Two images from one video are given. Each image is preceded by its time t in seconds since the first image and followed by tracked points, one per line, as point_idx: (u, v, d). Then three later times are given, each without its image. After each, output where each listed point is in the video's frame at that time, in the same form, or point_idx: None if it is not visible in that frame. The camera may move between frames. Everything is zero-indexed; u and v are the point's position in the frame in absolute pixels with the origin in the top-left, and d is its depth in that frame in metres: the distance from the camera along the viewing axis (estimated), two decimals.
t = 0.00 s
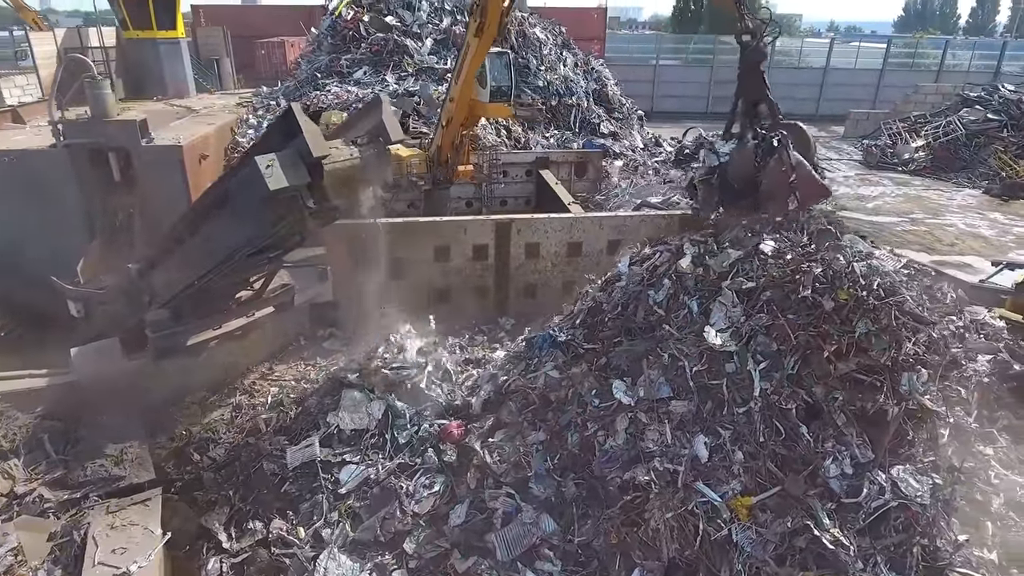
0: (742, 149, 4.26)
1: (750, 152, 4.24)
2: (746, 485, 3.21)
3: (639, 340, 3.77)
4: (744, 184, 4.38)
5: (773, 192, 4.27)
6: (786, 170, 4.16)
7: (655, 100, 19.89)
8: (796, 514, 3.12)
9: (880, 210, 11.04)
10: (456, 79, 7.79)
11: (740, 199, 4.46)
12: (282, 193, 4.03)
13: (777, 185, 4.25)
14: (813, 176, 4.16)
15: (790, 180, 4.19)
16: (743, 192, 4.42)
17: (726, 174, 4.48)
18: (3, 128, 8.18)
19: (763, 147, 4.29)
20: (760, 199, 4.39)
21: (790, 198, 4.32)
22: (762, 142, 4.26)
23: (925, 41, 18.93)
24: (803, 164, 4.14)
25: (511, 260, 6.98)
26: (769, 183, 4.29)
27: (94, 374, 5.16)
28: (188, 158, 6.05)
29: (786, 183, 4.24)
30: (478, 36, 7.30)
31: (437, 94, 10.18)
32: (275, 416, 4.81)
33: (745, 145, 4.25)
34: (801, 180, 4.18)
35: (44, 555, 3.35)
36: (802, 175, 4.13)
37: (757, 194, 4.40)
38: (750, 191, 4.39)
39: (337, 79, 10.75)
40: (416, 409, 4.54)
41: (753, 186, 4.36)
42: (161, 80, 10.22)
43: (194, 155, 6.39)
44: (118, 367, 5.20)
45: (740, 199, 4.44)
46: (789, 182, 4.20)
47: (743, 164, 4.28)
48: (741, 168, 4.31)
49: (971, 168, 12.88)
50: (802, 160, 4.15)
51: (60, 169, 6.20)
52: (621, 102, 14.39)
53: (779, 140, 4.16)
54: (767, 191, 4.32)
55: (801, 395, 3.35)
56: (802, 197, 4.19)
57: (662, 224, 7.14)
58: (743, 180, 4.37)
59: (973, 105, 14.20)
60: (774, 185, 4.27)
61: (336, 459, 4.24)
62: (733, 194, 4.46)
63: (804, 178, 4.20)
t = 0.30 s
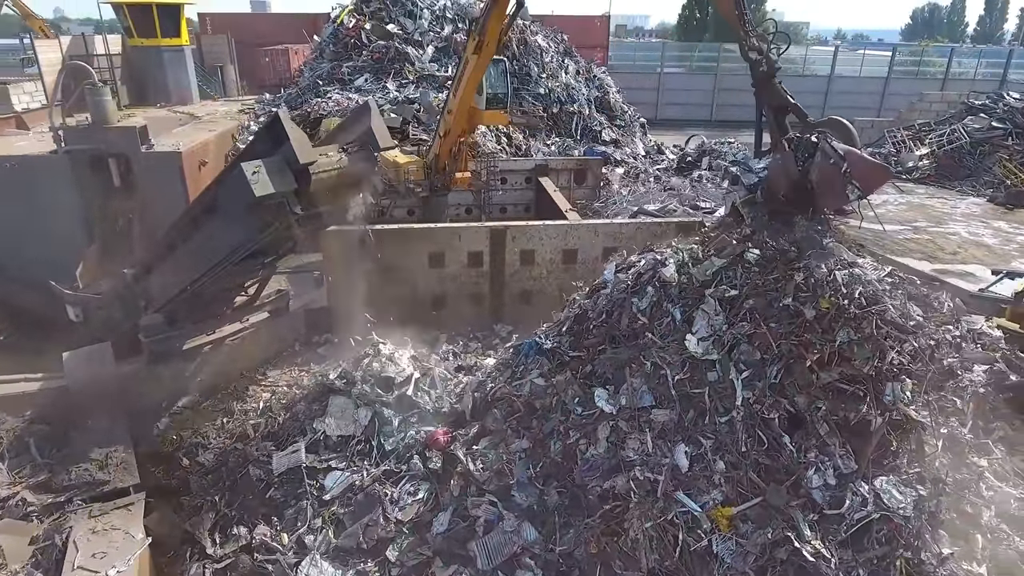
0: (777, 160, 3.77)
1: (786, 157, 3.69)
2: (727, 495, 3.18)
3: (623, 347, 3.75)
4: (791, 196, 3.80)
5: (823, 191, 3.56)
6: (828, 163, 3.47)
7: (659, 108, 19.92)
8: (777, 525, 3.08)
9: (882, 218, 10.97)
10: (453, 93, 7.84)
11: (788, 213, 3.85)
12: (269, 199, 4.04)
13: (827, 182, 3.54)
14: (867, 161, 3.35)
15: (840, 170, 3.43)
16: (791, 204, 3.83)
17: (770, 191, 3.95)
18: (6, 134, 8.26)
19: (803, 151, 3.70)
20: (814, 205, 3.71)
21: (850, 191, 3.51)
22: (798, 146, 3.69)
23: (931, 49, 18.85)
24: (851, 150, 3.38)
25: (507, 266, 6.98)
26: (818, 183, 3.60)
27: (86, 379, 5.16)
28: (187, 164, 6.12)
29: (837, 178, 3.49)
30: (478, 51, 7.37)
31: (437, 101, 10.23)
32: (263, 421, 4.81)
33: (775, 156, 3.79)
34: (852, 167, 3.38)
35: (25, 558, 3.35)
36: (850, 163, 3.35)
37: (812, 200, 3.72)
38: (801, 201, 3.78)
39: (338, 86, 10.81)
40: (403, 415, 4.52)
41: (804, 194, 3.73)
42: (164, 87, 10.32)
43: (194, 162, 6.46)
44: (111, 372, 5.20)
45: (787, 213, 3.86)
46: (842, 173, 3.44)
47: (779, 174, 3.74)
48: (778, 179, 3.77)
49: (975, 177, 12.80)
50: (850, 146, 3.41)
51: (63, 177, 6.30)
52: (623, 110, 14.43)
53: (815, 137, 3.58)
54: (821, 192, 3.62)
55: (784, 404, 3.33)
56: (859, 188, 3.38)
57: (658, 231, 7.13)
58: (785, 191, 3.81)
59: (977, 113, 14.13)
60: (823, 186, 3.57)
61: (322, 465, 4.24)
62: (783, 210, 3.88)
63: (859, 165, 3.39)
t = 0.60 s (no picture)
0: (802, 185, 3.64)
1: (813, 179, 3.57)
2: (714, 507, 3.13)
3: (613, 356, 3.73)
4: (823, 218, 3.62)
5: (856, 206, 3.43)
6: (859, 176, 3.34)
7: (672, 115, 19.85)
8: (765, 538, 3.02)
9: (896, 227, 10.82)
10: (462, 101, 7.85)
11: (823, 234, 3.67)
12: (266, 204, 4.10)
13: (860, 198, 3.40)
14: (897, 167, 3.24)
15: (873, 182, 3.31)
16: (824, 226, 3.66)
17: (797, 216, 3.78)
18: (23, 140, 8.44)
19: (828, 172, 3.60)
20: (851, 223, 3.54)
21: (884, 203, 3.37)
22: (824, 167, 3.59)
23: (950, 56, 18.59)
24: (880, 160, 3.29)
25: (510, 273, 6.97)
26: (850, 200, 3.46)
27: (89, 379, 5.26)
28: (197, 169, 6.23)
29: (869, 191, 3.36)
30: (487, 65, 7.49)
31: (446, 108, 10.30)
32: (260, 425, 4.84)
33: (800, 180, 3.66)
34: (885, 177, 3.27)
35: (18, 556, 3.40)
36: (882, 172, 3.24)
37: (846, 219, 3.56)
38: (834, 223, 3.60)
39: (349, 93, 10.90)
40: (398, 419, 4.52)
41: (837, 214, 3.56)
42: (179, 93, 10.50)
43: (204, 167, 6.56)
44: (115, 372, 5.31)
45: (821, 237, 3.68)
46: (875, 186, 3.32)
47: (808, 195, 3.59)
48: (807, 201, 3.61)
49: (992, 186, 12.59)
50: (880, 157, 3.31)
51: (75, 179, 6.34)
52: (634, 117, 14.42)
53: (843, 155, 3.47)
54: (856, 207, 3.46)
55: (774, 416, 3.30)
56: (897, 197, 3.26)
57: (662, 239, 7.09)
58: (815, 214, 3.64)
59: (995, 122, 13.92)
60: (858, 201, 3.42)
61: (315, 469, 4.26)
62: (816, 235, 3.70)
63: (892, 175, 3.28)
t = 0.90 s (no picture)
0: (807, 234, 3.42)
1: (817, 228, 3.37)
2: (702, 519, 3.09)
3: (605, 364, 3.71)
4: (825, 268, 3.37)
5: (858, 258, 3.22)
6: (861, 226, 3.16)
7: (687, 122, 19.74)
8: (752, 552, 2.98)
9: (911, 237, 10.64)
10: (470, 114, 7.83)
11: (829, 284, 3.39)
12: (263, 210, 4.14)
13: (863, 250, 3.19)
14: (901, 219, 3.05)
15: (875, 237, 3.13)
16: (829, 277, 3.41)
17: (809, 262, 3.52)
18: (41, 145, 8.63)
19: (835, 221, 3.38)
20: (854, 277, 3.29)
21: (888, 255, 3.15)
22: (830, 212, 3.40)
23: (971, 64, 18.28)
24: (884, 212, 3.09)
25: (514, 279, 6.96)
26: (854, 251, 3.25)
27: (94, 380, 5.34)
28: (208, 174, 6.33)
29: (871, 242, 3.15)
30: (495, 79, 7.44)
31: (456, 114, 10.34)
32: (259, 429, 4.88)
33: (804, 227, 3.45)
34: (887, 231, 3.07)
35: (13, 553, 3.45)
36: (884, 223, 3.04)
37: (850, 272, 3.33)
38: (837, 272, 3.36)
39: (362, 100, 11.01)
40: (393, 425, 4.52)
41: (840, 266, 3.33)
42: (196, 99, 10.69)
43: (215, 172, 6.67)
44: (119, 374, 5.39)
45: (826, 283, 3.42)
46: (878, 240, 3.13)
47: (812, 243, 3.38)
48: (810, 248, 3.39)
49: (1012, 196, 12.35)
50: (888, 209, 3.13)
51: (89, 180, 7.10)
52: (647, 125, 14.39)
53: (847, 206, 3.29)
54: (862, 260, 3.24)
55: (764, 428, 3.26)
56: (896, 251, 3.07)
57: (668, 247, 7.05)
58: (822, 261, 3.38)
59: (1016, 130, 13.66)
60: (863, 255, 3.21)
61: (310, 473, 4.28)
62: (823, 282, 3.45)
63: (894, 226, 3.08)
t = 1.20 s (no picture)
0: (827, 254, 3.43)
1: (840, 247, 3.36)
2: (689, 532, 3.05)
3: (596, 373, 3.69)
4: (845, 289, 3.31)
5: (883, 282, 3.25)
6: (893, 248, 3.22)
7: (703, 130, 19.63)
8: (739, 567, 2.94)
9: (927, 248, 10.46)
10: (478, 126, 7.83)
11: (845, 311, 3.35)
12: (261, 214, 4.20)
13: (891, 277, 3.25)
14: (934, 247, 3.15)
15: (908, 260, 3.20)
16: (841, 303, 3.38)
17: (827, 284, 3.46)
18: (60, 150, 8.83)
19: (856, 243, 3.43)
20: (871, 305, 3.30)
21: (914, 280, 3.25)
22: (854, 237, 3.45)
23: (995, 73, 17.94)
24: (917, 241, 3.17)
25: (518, 286, 6.95)
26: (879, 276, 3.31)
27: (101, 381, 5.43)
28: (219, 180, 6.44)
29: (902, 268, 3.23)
30: (505, 94, 7.27)
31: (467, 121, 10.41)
32: (258, 432, 4.92)
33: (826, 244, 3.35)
34: (921, 256, 3.16)
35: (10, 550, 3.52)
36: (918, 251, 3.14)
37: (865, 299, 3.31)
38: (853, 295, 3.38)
39: (375, 107, 11.10)
40: (389, 429, 4.54)
41: (859, 289, 3.29)
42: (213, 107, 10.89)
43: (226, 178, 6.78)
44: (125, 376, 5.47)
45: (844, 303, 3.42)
46: (910, 264, 3.20)
47: (835, 262, 3.31)
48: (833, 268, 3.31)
49: None
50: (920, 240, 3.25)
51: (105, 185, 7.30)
52: (660, 132, 14.34)
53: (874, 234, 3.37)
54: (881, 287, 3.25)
55: (755, 441, 3.22)
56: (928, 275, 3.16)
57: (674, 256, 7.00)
58: (841, 284, 3.32)
59: None
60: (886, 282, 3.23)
61: (305, 477, 4.30)
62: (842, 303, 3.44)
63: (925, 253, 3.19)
